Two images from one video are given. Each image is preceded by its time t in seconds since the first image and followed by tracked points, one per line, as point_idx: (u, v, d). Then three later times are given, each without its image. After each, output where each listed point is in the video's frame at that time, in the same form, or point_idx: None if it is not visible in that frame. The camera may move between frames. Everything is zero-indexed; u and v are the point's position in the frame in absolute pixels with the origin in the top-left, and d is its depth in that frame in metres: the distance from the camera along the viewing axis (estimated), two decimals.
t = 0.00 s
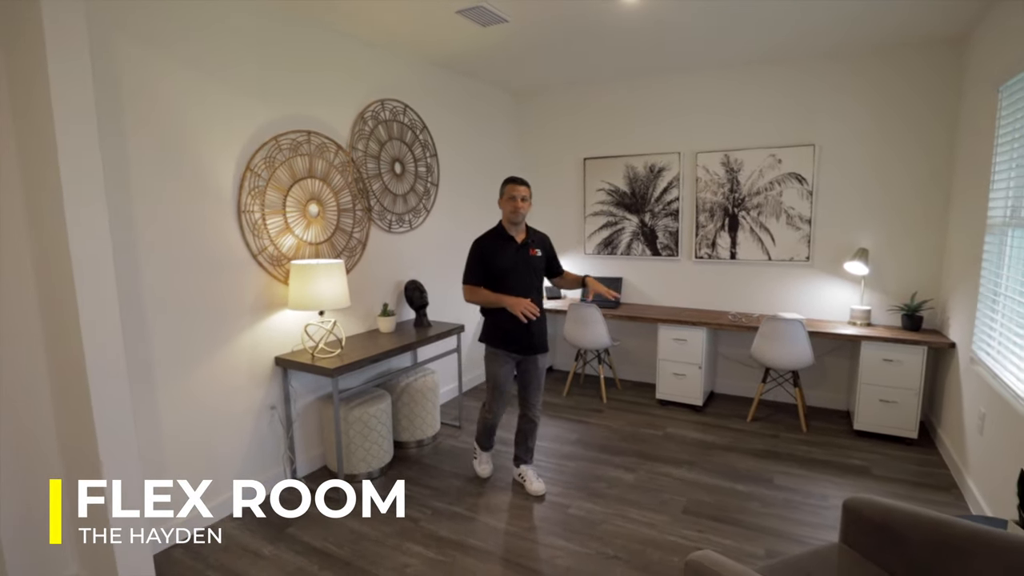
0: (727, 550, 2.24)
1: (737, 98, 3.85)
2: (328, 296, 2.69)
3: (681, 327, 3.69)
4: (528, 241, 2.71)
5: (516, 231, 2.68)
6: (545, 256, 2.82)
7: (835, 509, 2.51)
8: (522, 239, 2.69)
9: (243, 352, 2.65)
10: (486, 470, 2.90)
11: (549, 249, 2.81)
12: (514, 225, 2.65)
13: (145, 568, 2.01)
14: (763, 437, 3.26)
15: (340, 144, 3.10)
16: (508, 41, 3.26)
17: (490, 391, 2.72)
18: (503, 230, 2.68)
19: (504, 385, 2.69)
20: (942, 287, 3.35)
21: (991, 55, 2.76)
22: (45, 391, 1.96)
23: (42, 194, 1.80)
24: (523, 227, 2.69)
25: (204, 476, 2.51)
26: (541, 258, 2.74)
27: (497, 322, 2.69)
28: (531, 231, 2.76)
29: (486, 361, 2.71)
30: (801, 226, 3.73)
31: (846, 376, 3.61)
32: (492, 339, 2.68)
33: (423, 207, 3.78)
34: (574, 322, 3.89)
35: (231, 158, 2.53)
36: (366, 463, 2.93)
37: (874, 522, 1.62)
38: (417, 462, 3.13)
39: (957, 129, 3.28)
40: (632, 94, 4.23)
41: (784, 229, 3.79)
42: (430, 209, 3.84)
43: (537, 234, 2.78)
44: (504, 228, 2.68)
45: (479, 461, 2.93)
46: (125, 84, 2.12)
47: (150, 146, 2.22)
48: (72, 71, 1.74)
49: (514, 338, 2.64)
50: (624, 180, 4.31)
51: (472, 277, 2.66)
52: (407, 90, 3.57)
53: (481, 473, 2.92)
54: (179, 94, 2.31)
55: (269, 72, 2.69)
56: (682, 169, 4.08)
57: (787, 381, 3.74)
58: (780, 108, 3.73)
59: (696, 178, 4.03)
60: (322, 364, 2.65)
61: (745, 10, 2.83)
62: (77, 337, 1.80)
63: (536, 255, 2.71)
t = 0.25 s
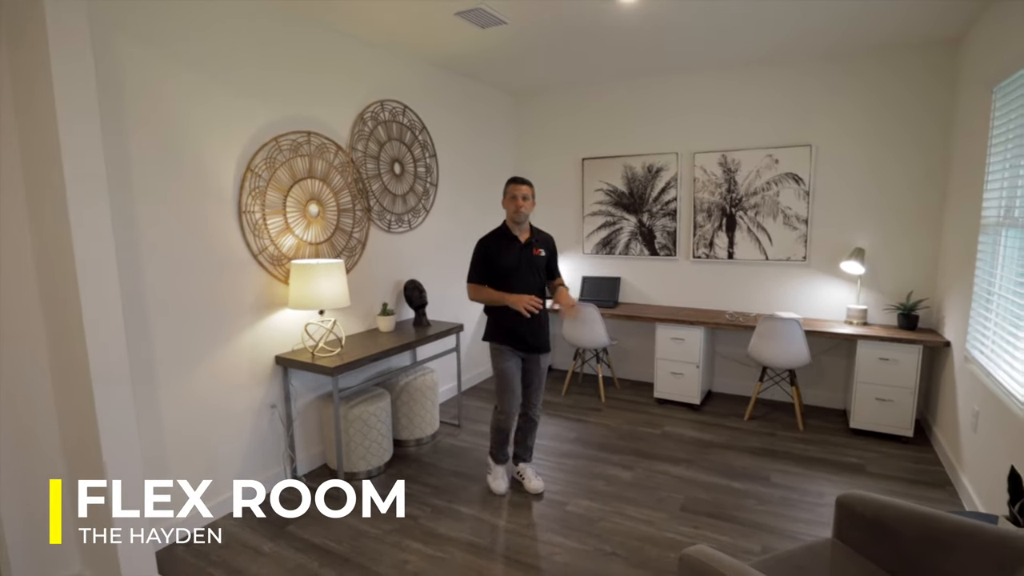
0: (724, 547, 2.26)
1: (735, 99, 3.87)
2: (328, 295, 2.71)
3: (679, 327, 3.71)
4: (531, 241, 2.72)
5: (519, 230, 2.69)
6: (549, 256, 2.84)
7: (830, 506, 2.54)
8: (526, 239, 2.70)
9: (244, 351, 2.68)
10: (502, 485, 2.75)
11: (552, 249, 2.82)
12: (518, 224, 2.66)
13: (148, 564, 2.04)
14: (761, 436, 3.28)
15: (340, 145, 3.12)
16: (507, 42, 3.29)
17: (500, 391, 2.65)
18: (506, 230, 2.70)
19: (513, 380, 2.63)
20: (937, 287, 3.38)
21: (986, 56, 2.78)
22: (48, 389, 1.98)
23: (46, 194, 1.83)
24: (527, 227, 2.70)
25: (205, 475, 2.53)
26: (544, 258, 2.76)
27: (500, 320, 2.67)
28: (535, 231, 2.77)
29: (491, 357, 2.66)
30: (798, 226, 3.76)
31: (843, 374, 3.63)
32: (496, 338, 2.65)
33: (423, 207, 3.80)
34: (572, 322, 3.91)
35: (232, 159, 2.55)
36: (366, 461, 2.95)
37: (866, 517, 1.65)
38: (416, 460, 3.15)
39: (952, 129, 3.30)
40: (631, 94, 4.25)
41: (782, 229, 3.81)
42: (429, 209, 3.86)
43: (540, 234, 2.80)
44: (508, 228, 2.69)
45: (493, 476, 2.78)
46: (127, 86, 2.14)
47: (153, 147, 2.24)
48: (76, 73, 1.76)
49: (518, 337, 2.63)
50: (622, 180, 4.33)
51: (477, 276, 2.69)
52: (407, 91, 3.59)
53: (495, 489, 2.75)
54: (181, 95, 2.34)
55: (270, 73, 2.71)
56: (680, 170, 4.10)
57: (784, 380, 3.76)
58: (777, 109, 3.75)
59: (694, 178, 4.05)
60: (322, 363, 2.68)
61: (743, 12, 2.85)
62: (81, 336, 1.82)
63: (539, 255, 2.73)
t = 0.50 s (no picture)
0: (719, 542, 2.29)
1: (732, 100, 3.90)
2: (327, 293, 2.74)
3: (676, 326, 3.74)
4: (530, 240, 2.75)
5: (519, 229, 2.71)
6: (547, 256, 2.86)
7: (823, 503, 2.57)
8: (525, 239, 2.73)
9: (244, 349, 2.70)
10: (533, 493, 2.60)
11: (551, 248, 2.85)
12: (518, 224, 2.69)
13: (149, 558, 2.07)
14: (756, 434, 3.31)
15: (340, 144, 3.15)
16: (507, 43, 3.31)
17: (501, 386, 2.65)
18: (506, 229, 2.73)
19: (514, 378, 2.64)
20: (931, 287, 3.41)
21: (980, 60, 2.81)
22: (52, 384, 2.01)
23: (51, 193, 1.85)
24: (527, 227, 2.74)
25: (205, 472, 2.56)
26: (542, 258, 2.78)
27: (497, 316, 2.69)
28: (535, 231, 2.80)
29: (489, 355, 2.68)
30: (794, 226, 3.79)
31: (838, 373, 3.67)
32: (491, 334, 2.67)
33: (421, 206, 3.83)
34: (570, 321, 3.94)
35: (233, 158, 2.57)
36: (365, 458, 2.98)
37: (858, 513, 1.68)
38: (414, 457, 3.18)
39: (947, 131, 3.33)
40: (629, 95, 4.28)
41: (778, 229, 3.84)
42: (428, 208, 3.89)
43: (539, 234, 2.82)
44: (508, 227, 2.72)
45: (521, 486, 2.63)
46: (130, 85, 2.17)
47: (155, 146, 2.27)
48: (81, 74, 1.79)
49: (514, 335, 2.65)
50: (620, 180, 4.36)
51: (476, 274, 2.71)
52: (406, 90, 3.61)
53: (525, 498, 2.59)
54: (183, 95, 2.36)
55: (270, 73, 2.73)
56: (677, 170, 4.13)
57: (779, 378, 3.79)
58: (774, 110, 3.78)
59: (691, 178, 4.07)
60: (322, 361, 2.70)
61: (740, 13, 2.87)
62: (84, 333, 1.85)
63: (538, 255, 2.75)
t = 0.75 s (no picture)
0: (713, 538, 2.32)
1: (728, 100, 3.92)
2: (326, 292, 2.76)
3: (672, 325, 3.76)
4: (524, 238, 2.77)
5: (514, 228, 2.75)
6: (543, 253, 2.87)
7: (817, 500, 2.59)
8: (520, 237, 2.75)
9: (244, 346, 2.72)
10: (516, 492, 2.65)
11: (546, 246, 2.86)
12: (513, 223, 2.71)
13: (149, 553, 2.09)
14: (751, 432, 3.34)
15: (339, 144, 3.16)
16: (505, 44, 3.34)
17: (496, 385, 2.67)
18: (501, 228, 2.76)
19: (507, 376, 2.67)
20: (925, 286, 3.44)
21: (973, 61, 2.84)
22: (53, 383, 2.03)
23: (52, 192, 1.87)
24: (522, 226, 2.76)
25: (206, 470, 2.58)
26: (537, 255, 2.80)
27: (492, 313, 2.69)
28: (529, 229, 2.83)
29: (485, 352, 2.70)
30: (789, 226, 3.81)
31: (833, 372, 3.70)
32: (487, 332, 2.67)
33: (419, 206, 3.85)
34: (567, 319, 3.96)
35: (232, 158, 2.59)
36: (363, 455, 3.00)
37: (849, 508, 1.71)
38: (412, 455, 3.21)
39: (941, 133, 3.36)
40: (626, 95, 4.30)
41: (774, 229, 3.86)
42: (426, 207, 3.91)
43: (534, 232, 2.85)
44: (503, 226, 2.75)
45: (505, 485, 2.68)
46: (131, 86, 2.19)
47: (155, 146, 2.29)
48: (82, 74, 1.80)
49: (509, 333, 2.66)
50: (617, 180, 4.38)
51: (470, 271, 2.72)
52: (404, 91, 3.63)
53: (509, 498, 2.64)
54: (183, 95, 2.38)
55: (269, 73, 2.75)
56: (674, 170, 4.15)
57: (775, 377, 3.82)
58: (770, 110, 3.80)
59: (688, 178, 4.10)
60: (321, 359, 2.72)
61: (737, 14, 2.89)
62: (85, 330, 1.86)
63: (532, 253, 2.77)
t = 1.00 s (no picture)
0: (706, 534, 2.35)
1: (722, 101, 3.95)
2: (322, 290, 2.78)
3: (666, 324, 3.79)
4: (514, 239, 2.76)
5: (503, 229, 2.75)
6: (536, 254, 2.85)
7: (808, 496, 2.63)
8: (509, 238, 2.75)
9: (240, 345, 2.74)
10: (464, 475, 2.86)
11: (537, 247, 2.82)
12: (502, 224, 2.73)
13: (148, 550, 2.10)
14: (744, 430, 3.37)
15: (335, 144, 3.18)
16: (502, 44, 3.36)
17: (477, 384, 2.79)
18: (491, 229, 2.77)
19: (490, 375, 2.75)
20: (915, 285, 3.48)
21: (963, 63, 2.88)
22: (52, 382, 2.04)
23: (51, 192, 1.88)
24: (511, 226, 2.76)
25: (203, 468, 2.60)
26: (528, 256, 2.77)
27: (481, 314, 2.77)
28: (521, 230, 2.81)
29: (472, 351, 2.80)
30: (782, 226, 3.85)
31: (825, 371, 3.73)
32: (476, 332, 2.78)
33: (416, 205, 3.87)
34: (562, 319, 3.99)
35: (230, 158, 2.61)
36: (359, 453, 3.02)
37: (838, 504, 1.74)
38: (408, 453, 3.23)
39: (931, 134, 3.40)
40: (621, 96, 4.32)
41: (767, 229, 3.90)
42: (422, 207, 3.93)
43: (525, 232, 2.82)
44: (492, 227, 2.76)
45: (457, 466, 2.90)
46: (129, 86, 2.20)
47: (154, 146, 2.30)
48: (81, 74, 1.82)
49: (498, 332, 2.74)
50: (612, 180, 4.41)
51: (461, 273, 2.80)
52: (401, 91, 3.65)
53: (457, 478, 2.87)
54: (180, 95, 2.39)
55: (266, 73, 2.77)
56: (669, 170, 4.18)
57: (768, 375, 3.86)
58: (764, 111, 3.84)
59: (683, 178, 4.13)
60: (318, 357, 2.74)
61: (732, 17, 2.92)
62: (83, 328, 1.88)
63: (522, 253, 2.75)
